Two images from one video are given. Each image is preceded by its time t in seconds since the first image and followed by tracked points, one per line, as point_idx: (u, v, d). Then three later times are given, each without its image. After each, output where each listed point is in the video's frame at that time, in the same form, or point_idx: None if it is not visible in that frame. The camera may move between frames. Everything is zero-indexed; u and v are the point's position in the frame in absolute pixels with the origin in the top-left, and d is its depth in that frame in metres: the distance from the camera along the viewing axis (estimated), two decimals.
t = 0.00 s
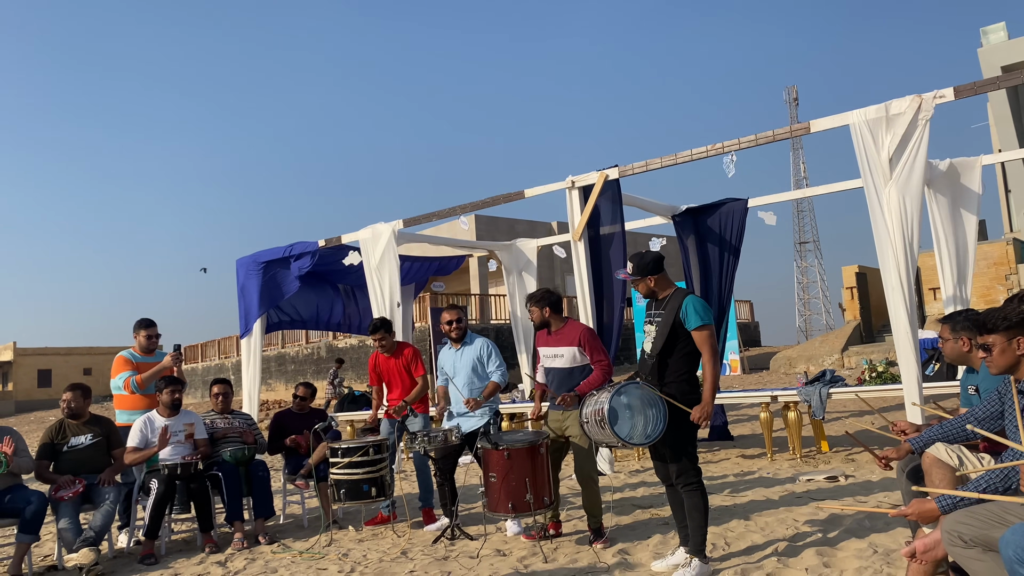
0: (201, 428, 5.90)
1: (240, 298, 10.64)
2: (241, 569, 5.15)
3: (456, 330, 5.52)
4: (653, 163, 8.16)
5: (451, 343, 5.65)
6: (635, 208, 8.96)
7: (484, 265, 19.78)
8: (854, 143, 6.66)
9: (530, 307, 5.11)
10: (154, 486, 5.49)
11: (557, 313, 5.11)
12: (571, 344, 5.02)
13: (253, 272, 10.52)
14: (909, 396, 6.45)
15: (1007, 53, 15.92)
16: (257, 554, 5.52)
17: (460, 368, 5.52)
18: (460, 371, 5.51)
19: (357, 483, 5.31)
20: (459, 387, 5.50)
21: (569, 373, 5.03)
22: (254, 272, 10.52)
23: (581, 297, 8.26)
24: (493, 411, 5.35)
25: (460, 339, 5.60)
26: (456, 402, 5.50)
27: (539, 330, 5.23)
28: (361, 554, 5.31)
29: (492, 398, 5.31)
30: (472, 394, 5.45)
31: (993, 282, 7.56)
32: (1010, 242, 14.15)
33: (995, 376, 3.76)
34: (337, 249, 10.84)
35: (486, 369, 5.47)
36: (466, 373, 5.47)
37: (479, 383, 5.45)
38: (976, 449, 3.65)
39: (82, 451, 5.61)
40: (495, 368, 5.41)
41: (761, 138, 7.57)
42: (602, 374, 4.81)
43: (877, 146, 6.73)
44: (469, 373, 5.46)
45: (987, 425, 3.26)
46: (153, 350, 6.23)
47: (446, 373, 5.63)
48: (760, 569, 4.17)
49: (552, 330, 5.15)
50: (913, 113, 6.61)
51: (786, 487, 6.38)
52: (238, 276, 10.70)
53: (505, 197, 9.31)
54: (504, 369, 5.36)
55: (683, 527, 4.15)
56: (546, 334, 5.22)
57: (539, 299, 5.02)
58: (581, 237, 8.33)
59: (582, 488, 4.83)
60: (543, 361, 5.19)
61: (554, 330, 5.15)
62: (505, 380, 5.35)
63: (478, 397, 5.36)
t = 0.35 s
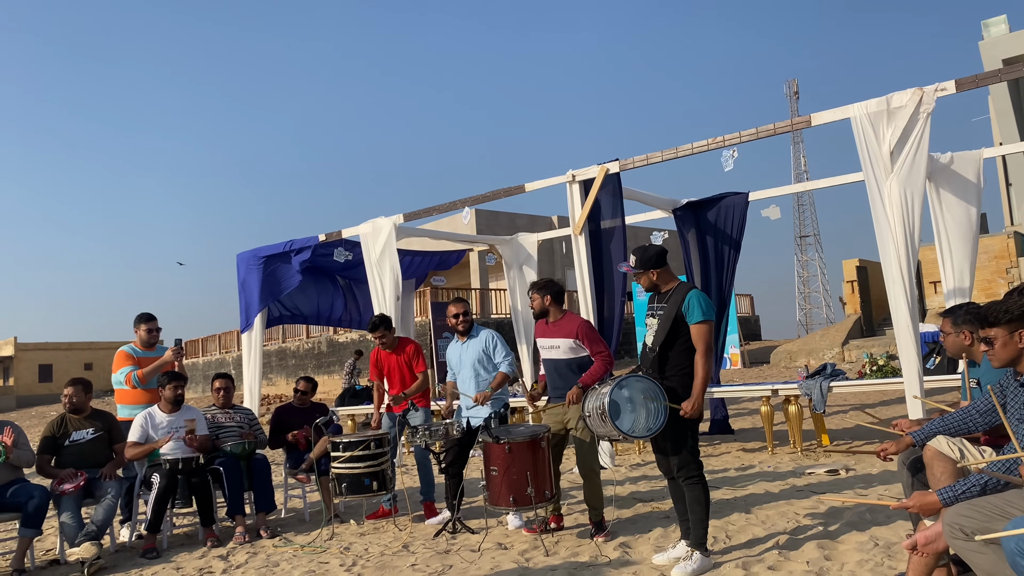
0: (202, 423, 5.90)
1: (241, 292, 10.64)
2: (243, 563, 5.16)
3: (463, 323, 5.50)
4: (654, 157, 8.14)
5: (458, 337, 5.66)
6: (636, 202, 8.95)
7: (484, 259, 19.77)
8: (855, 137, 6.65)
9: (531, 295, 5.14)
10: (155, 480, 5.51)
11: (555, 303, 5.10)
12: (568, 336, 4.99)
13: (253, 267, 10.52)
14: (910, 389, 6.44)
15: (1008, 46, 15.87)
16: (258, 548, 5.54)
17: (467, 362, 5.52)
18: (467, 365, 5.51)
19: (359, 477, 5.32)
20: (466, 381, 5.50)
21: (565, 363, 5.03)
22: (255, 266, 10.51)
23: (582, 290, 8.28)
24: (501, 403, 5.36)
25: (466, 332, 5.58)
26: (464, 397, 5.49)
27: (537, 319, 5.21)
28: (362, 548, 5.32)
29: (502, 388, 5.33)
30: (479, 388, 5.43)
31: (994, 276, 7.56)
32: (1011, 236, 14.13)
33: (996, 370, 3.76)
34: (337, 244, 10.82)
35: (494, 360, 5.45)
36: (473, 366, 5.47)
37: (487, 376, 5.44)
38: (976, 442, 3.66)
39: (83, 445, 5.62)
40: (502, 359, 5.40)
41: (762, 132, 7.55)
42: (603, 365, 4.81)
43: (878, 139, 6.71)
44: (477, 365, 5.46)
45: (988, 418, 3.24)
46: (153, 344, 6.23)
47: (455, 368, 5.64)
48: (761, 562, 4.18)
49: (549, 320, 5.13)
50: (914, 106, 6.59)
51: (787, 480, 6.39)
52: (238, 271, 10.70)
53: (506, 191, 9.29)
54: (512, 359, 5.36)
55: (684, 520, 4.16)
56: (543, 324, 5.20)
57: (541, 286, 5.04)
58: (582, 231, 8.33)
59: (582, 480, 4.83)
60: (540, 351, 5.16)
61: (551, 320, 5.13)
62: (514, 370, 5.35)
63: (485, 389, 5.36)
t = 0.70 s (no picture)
0: (202, 418, 5.90)
1: (241, 288, 10.64)
2: (244, 558, 5.17)
3: (459, 315, 5.51)
4: (654, 152, 8.13)
5: (452, 329, 5.66)
6: (636, 197, 8.94)
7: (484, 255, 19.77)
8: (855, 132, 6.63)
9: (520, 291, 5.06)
10: (156, 475, 5.51)
11: (546, 300, 5.09)
12: (559, 330, 5.01)
13: (253, 263, 10.52)
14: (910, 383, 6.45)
15: (1009, 40, 15.83)
16: (259, 543, 5.55)
17: (462, 353, 5.50)
18: (462, 356, 5.49)
19: (359, 472, 5.32)
20: (462, 373, 5.48)
21: (556, 357, 5.03)
22: (254, 262, 10.51)
23: (581, 285, 8.28)
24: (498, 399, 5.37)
25: (461, 324, 5.59)
26: (459, 388, 5.48)
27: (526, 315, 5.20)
28: (362, 543, 5.32)
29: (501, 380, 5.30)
30: (474, 380, 5.43)
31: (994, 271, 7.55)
32: (1012, 230, 14.12)
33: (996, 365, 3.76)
34: (337, 239, 10.81)
35: (491, 352, 5.44)
36: (469, 358, 5.45)
37: (483, 367, 5.44)
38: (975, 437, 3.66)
39: (83, 440, 5.62)
40: (501, 350, 5.39)
41: (762, 127, 7.54)
42: (593, 359, 4.80)
43: (878, 134, 6.70)
44: (472, 357, 5.44)
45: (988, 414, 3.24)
46: (153, 339, 6.24)
47: (449, 358, 5.63)
48: (760, 557, 4.19)
49: (540, 316, 5.12)
50: (914, 100, 6.57)
51: (786, 475, 6.40)
52: (238, 266, 10.69)
53: (506, 186, 9.28)
54: (512, 349, 5.35)
55: (683, 515, 4.16)
56: (531, 319, 5.19)
57: (531, 283, 4.98)
58: (582, 226, 8.31)
59: (580, 474, 4.83)
60: (529, 346, 5.15)
61: (541, 315, 5.13)
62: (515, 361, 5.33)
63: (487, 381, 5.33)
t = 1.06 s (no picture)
0: (202, 414, 5.91)
1: (240, 284, 10.64)
2: (244, 554, 5.18)
3: (460, 311, 5.50)
4: (653, 147, 8.12)
5: (454, 325, 5.66)
6: (636, 192, 8.93)
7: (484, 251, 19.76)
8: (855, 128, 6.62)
9: (518, 286, 5.10)
10: (155, 471, 5.52)
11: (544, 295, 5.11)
12: (555, 325, 5.02)
13: (253, 258, 10.51)
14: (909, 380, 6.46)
15: (1009, 36, 15.80)
16: (258, 539, 5.56)
17: (464, 350, 5.52)
18: (464, 352, 5.51)
19: (359, 468, 5.33)
20: (463, 369, 5.49)
21: (553, 353, 5.04)
22: (254, 258, 10.50)
23: (581, 282, 8.27)
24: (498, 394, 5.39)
25: (463, 320, 5.60)
26: (460, 384, 5.48)
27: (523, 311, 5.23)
28: (362, 539, 5.33)
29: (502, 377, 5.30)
30: (476, 377, 5.44)
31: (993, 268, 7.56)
32: (1012, 226, 14.12)
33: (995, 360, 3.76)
34: (337, 235, 10.80)
35: (492, 348, 5.46)
36: (471, 354, 5.47)
37: (484, 364, 5.45)
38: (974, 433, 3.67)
39: (83, 437, 5.62)
40: (502, 346, 5.39)
41: (762, 123, 7.53)
42: (590, 354, 4.82)
43: (878, 130, 6.69)
44: (474, 353, 5.46)
45: (987, 410, 3.24)
46: (153, 335, 6.24)
47: (451, 354, 5.65)
48: (759, 552, 4.20)
49: (536, 311, 5.15)
50: (914, 96, 6.57)
51: (786, 471, 6.41)
52: (237, 262, 10.68)
53: (505, 182, 9.27)
54: (511, 346, 5.35)
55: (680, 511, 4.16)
56: (530, 315, 5.22)
57: (528, 278, 5.00)
58: (582, 222, 8.32)
59: (579, 470, 4.83)
60: (526, 341, 5.17)
61: (538, 311, 5.16)
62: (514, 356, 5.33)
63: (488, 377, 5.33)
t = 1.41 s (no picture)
0: (202, 410, 5.92)
1: (240, 280, 10.63)
2: (244, 550, 5.19)
3: (464, 309, 5.49)
4: (654, 144, 8.11)
5: (458, 322, 5.65)
6: (636, 188, 8.92)
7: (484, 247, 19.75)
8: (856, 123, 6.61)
9: (526, 282, 5.12)
10: (156, 467, 5.52)
11: (552, 291, 5.11)
12: (564, 322, 5.03)
13: (252, 255, 10.49)
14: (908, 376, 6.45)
15: (1010, 32, 15.77)
16: (258, 535, 5.56)
17: (467, 346, 5.52)
18: (468, 348, 5.51)
19: (359, 464, 5.33)
20: (466, 365, 5.49)
21: (562, 350, 5.04)
22: (254, 254, 10.48)
23: (581, 278, 8.27)
24: (500, 389, 5.33)
25: (467, 317, 5.58)
26: (465, 379, 5.48)
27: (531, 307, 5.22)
28: (362, 535, 5.33)
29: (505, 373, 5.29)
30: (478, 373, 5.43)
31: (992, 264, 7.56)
32: (1012, 222, 14.11)
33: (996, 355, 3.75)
34: (337, 232, 10.79)
35: (495, 345, 5.45)
36: (474, 350, 5.46)
37: (487, 360, 5.44)
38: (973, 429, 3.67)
39: (83, 432, 5.63)
40: (503, 344, 5.37)
41: (762, 119, 7.51)
42: (597, 350, 4.79)
43: (879, 126, 6.67)
44: (479, 350, 5.45)
45: (986, 405, 3.23)
46: (154, 331, 6.24)
47: (456, 351, 5.64)
48: (760, 548, 4.20)
49: (545, 307, 5.15)
50: (915, 92, 6.55)
51: (786, 467, 6.41)
52: (237, 259, 10.67)
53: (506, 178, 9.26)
54: (515, 344, 5.32)
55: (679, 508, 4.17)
56: (538, 311, 5.21)
57: (536, 273, 5.03)
58: (582, 218, 8.32)
59: (580, 466, 4.84)
60: (534, 338, 5.17)
61: (547, 307, 5.16)
62: (519, 354, 5.32)
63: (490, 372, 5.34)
